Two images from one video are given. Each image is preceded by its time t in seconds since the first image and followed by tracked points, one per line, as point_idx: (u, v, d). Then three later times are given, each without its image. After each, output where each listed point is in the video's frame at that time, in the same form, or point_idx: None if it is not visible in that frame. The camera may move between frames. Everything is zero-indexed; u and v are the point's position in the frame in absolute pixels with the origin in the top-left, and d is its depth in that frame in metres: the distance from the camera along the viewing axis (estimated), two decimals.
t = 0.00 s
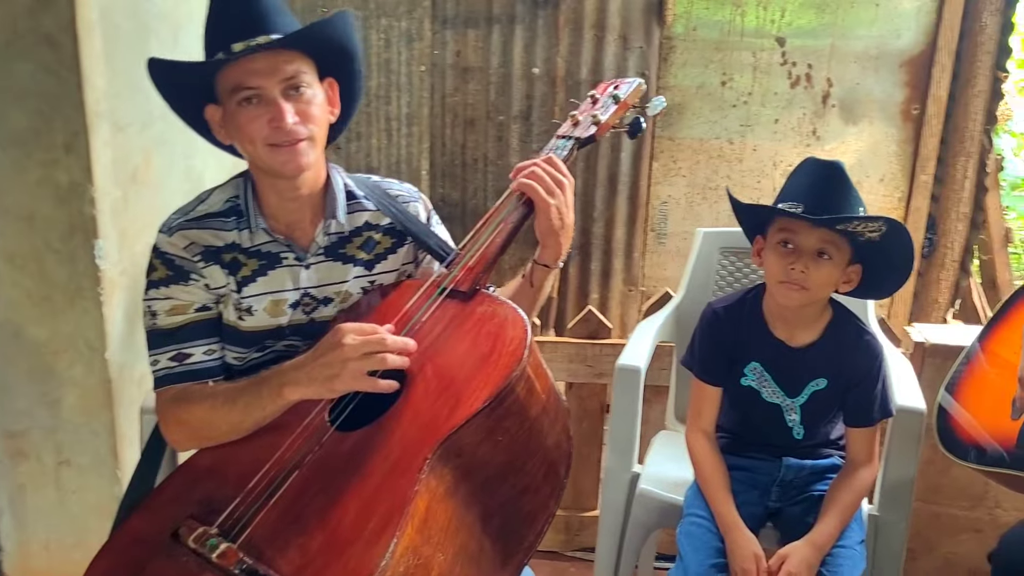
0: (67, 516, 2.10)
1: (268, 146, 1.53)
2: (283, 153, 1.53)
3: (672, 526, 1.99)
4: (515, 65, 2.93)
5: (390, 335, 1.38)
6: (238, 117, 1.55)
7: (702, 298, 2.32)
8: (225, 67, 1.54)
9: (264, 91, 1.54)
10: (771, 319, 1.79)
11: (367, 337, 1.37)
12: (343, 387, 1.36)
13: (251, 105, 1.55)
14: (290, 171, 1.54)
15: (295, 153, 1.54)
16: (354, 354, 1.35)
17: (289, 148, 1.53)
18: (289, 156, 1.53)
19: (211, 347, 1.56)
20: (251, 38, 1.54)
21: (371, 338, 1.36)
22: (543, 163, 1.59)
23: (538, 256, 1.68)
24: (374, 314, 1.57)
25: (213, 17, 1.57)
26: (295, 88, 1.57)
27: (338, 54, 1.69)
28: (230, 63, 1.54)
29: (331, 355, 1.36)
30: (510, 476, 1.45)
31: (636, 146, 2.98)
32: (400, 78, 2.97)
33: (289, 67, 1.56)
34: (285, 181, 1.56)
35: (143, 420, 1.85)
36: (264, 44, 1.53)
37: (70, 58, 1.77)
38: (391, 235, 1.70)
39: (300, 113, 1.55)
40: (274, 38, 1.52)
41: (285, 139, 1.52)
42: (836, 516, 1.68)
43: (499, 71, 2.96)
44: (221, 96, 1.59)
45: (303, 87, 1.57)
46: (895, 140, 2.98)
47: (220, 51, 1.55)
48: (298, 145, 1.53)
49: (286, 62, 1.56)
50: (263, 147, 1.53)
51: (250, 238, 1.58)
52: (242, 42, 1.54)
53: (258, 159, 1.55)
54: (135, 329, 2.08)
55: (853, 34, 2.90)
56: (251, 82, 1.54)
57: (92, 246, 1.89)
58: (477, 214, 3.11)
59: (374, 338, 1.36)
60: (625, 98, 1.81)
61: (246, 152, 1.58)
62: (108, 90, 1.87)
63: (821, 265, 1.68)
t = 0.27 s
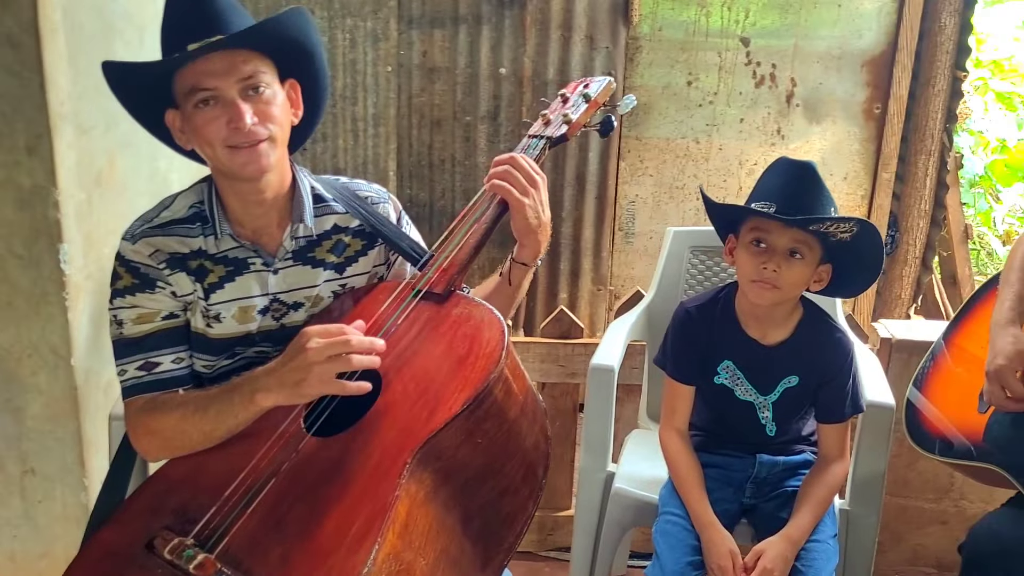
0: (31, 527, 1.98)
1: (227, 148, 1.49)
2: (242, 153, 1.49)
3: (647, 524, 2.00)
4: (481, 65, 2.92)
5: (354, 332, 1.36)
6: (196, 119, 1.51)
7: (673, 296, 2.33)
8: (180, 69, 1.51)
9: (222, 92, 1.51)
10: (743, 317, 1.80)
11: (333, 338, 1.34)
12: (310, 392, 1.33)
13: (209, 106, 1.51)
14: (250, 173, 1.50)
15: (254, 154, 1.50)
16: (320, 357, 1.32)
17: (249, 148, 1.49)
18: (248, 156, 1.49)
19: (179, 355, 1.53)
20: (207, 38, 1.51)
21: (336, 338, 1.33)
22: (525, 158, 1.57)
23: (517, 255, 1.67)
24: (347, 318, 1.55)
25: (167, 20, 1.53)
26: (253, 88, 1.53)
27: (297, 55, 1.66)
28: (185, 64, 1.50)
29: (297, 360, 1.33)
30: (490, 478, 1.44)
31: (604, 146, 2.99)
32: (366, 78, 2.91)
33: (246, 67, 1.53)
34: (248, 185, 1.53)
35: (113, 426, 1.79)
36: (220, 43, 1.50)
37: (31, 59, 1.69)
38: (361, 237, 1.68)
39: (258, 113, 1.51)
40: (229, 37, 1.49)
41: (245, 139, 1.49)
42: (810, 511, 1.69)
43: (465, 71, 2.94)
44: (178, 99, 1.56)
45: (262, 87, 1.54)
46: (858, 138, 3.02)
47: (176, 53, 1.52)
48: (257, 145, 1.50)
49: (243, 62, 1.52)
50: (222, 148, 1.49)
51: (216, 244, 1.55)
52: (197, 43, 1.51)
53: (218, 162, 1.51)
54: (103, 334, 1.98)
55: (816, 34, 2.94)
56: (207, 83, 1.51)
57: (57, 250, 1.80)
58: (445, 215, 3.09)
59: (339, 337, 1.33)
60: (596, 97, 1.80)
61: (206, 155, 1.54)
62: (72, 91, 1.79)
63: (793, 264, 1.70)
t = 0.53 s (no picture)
0: (7, 536, 1.94)
1: (210, 151, 1.48)
2: (224, 156, 1.48)
3: (630, 522, 2.00)
4: (458, 66, 2.91)
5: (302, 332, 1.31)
6: (178, 121, 1.50)
7: (653, 295, 2.34)
8: (164, 71, 1.49)
9: (206, 95, 1.50)
10: (723, 315, 1.82)
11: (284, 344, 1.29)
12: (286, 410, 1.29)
13: (192, 109, 1.50)
14: (230, 177, 1.49)
15: (237, 157, 1.49)
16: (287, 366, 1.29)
17: (231, 152, 1.48)
18: (231, 159, 1.48)
19: (160, 359, 1.52)
20: (192, 41, 1.49)
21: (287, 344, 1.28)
22: (507, 165, 1.55)
23: (509, 256, 1.67)
24: (330, 321, 1.55)
25: (151, 20, 1.51)
26: (237, 92, 1.52)
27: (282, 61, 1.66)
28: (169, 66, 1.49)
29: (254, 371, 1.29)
30: (475, 479, 1.44)
31: (581, 146, 3.00)
32: (343, 79, 2.89)
33: (231, 71, 1.52)
34: (227, 188, 1.52)
35: (92, 432, 1.76)
36: (206, 47, 1.49)
37: (7, 61, 1.67)
38: (343, 239, 1.67)
39: (242, 117, 1.50)
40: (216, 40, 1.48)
41: (228, 142, 1.48)
42: (791, 508, 1.71)
43: (442, 72, 2.93)
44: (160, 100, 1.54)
45: (246, 91, 1.53)
46: (832, 137, 3.06)
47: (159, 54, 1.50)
48: (240, 148, 1.49)
49: (228, 65, 1.51)
50: (205, 152, 1.48)
51: (196, 247, 1.54)
52: (182, 45, 1.49)
53: (199, 165, 1.50)
54: (79, 340, 1.95)
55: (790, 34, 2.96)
56: (191, 86, 1.49)
57: (32, 254, 1.77)
58: (422, 216, 3.07)
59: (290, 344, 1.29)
60: (574, 96, 1.81)
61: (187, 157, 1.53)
62: (46, 94, 1.76)
63: (771, 263, 1.71)
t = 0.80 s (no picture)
0: None
1: (201, 158, 1.47)
2: (215, 164, 1.48)
3: (614, 520, 2.01)
4: (440, 67, 2.88)
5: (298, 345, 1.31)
6: (166, 126, 1.48)
7: (636, 293, 2.35)
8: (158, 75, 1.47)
9: (200, 101, 1.49)
10: (706, 313, 1.83)
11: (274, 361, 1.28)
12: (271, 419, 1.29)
13: (185, 115, 1.48)
14: (220, 185, 1.49)
15: (227, 166, 1.49)
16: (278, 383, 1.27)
17: (223, 160, 1.48)
18: (221, 168, 1.48)
19: (143, 362, 1.51)
20: (190, 47, 1.47)
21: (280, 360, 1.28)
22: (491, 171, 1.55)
23: (491, 260, 1.69)
24: (313, 323, 1.54)
25: (142, 20, 1.48)
26: (231, 99, 1.52)
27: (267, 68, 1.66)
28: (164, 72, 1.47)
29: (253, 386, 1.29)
30: (461, 479, 1.44)
31: (563, 146, 3.00)
32: (324, 80, 2.87)
33: (226, 79, 1.51)
34: (210, 192, 1.51)
35: (74, 436, 1.74)
36: (206, 56, 1.47)
37: None
38: (325, 241, 1.67)
39: (237, 127, 1.51)
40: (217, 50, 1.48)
41: (219, 151, 1.48)
42: (774, 504, 1.72)
43: (423, 73, 2.90)
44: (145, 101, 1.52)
45: (239, 100, 1.53)
46: (811, 136, 3.09)
47: (152, 57, 1.47)
48: (231, 158, 1.49)
49: (224, 74, 1.50)
50: (196, 159, 1.48)
51: (176, 249, 1.53)
52: (179, 51, 1.46)
53: (186, 169, 1.49)
54: (60, 344, 1.93)
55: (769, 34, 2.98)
56: (184, 91, 1.48)
57: (12, 258, 1.75)
58: (405, 216, 3.02)
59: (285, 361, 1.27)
60: (557, 96, 1.81)
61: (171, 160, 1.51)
62: (25, 95, 1.74)
63: (752, 260, 1.73)
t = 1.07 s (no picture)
0: None
1: (191, 163, 1.47)
2: (206, 171, 1.48)
3: (601, 518, 2.01)
4: (424, 66, 2.87)
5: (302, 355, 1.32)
6: (158, 129, 1.46)
7: (622, 292, 2.35)
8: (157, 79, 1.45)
9: (198, 107, 1.47)
10: (691, 312, 1.83)
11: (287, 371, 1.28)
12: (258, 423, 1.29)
13: (179, 119, 1.47)
14: (207, 191, 1.49)
15: (216, 172, 1.48)
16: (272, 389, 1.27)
17: (212, 167, 1.48)
18: (210, 175, 1.48)
19: (124, 367, 1.48)
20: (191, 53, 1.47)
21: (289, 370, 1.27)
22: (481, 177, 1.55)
23: (469, 264, 1.68)
24: (301, 326, 1.54)
25: (141, 22, 1.46)
26: (227, 107, 1.52)
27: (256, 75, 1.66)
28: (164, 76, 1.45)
29: (247, 392, 1.28)
30: (451, 480, 1.44)
31: (548, 146, 3.00)
32: (308, 80, 2.85)
33: (224, 87, 1.51)
34: (193, 198, 1.51)
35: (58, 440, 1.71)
36: (208, 63, 1.47)
37: None
38: (308, 243, 1.67)
39: (232, 134, 1.51)
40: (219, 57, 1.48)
41: (211, 159, 1.48)
42: (760, 500, 1.73)
43: (408, 72, 2.89)
44: (134, 101, 1.49)
45: (233, 107, 1.53)
46: (795, 135, 3.09)
47: (151, 60, 1.45)
48: (221, 165, 1.49)
49: (223, 82, 1.50)
50: (186, 163, 1.47)
51: (157, 251, 1.52)
52: (181, 56, 1.46)
53: (174, 173, 1.48)
54: (42, 346, 1.90)
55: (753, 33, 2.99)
56: (183, 96, 1.47)
57: None
58: (390, 216, 3.00)
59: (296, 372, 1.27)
60: (540, 94, 1.80)
61: (154, 161, 1.50)
62: (6, 96, 1.72)
63: (737, 258, 1.73)
